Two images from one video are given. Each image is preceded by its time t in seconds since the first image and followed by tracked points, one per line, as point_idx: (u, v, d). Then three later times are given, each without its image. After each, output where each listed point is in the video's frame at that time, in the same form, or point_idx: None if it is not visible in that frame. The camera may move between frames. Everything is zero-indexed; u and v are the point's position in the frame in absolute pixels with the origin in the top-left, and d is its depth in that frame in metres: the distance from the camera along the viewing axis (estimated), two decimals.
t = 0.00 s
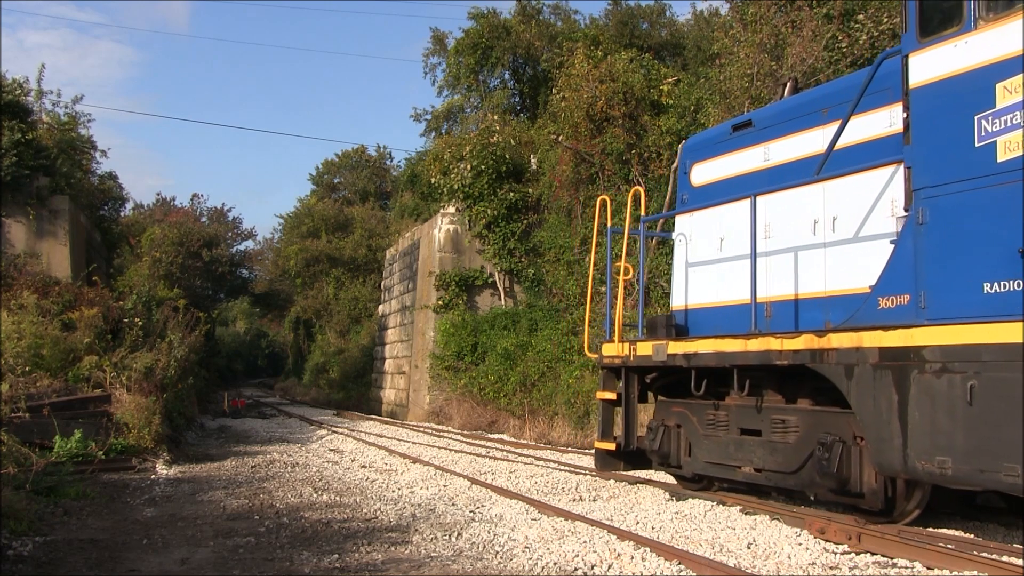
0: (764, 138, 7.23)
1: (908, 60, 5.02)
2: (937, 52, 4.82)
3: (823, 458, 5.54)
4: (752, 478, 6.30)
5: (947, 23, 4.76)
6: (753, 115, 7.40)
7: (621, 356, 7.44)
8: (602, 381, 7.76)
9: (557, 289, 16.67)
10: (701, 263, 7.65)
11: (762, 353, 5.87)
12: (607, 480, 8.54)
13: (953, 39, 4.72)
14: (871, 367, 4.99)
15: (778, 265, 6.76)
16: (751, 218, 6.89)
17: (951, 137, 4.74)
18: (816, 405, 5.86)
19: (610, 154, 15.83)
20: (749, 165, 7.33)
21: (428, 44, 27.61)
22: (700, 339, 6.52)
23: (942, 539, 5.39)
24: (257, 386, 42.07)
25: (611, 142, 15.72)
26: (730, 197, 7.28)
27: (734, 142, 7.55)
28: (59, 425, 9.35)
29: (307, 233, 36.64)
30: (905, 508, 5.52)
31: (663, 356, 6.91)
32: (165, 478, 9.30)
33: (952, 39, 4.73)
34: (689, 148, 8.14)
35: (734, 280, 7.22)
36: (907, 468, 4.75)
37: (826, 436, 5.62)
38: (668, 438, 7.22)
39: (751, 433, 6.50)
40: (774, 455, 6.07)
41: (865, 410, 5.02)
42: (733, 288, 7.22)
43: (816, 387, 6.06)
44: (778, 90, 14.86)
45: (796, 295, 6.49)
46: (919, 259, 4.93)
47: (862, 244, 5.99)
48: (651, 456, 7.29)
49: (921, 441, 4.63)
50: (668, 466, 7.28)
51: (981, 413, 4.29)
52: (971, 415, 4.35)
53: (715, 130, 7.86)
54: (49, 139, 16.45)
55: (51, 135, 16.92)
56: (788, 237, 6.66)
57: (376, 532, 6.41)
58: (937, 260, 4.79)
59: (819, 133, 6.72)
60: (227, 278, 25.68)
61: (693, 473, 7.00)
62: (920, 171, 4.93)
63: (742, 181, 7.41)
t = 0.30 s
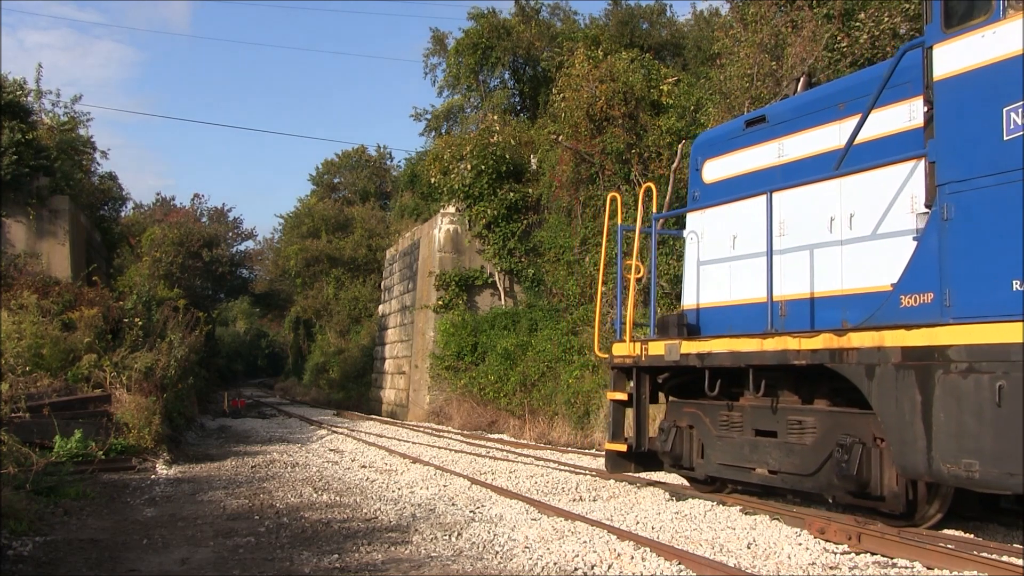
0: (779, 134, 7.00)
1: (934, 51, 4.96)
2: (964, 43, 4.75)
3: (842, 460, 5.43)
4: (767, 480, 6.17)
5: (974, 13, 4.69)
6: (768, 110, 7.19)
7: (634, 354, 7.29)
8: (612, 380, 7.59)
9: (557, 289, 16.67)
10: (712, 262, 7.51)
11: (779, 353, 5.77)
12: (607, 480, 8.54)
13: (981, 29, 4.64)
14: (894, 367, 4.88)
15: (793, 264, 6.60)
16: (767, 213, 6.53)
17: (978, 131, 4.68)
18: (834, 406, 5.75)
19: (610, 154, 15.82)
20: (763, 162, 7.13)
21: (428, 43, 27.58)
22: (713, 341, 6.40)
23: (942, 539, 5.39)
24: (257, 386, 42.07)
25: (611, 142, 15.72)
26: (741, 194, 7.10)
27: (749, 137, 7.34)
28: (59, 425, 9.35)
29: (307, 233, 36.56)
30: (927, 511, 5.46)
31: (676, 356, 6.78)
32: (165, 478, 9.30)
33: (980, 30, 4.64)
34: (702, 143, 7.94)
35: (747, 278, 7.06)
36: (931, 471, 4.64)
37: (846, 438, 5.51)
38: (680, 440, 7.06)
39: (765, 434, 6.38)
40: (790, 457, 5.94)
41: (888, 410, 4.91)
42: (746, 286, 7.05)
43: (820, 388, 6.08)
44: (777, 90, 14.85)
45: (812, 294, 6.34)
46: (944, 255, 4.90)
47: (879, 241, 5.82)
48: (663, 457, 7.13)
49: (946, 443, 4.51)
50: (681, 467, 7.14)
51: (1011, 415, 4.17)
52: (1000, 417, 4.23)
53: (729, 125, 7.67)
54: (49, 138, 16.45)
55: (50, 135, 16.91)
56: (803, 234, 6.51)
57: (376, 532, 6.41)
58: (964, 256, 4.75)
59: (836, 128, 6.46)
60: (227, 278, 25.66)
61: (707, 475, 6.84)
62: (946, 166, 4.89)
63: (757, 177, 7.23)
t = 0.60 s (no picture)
0: (794, 129, 6.87)
1: (959, 43, 4.76)
2: (991, 34, 4.53)
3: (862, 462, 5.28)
4: (782, 483, 6.03)
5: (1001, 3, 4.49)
6: (781, 106, 7.06)
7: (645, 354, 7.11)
8: (622, 381, 7.42)
9: (557, 289, 16.68)
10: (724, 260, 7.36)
11: (797, 352, 5.60)
12: (607, 480, 8.55)
13: (1010, 19, 4.42)
14: (917, 367, 4.73)
15: (810, 261, 6.51)
16: (784, 210, 6.32)
17: (1005, 124, 4.45)
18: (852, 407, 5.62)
19: (610, 154, 15.81)
20: (778, 158, 7.00)
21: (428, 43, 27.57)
22: (730, 340, 6.21)
23: (942, 539, 5.39)
24: (257, 386, 42.09)
25: (611, 142, 15.71)
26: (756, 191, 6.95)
27: (762, 133, 7.22)
28: (59, 425, 9.35)
29: (307, 233, 36.55)
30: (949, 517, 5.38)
31: (689, 357, 6.58)
32: (165, 478, 9.30)
33: (1009, 20, 4.43)
34: (713, 140, 7.81)
35: (760, 276, 6.92)
36: (957, 474, 4.47)
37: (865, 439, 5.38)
38: (692, 441, 6.93)
39: (780, 435, 6.25)
40: (807, 459, 5.81)
41: (912, 411, 4.76)
42: (760, 285, 6.91)
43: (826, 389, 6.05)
44: (777, 90, 14.84)
45: (828, 292, 6.25)
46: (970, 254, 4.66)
47: (899, 239, 5.72)
48: (675, 459, 6.99)
49: (973, 445, 4.35)
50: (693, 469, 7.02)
51: None
52: None
53: (741, 121, 7.54)
54: (49, 138, 16.45)
55: (50, 135, 16.91)
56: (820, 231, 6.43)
57: (376, 532, 6.41)
58: (991, 255, 4.51)
59: (853, 123, 6.34)
60: (227, 278, 25.66)
61: (719, 477, 6.73)
62: (971, 160, 4.66)
63: (770, 174, 7.10)
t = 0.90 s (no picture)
0: (808, 125, 6.81)
1: (983, 34, 4.73)
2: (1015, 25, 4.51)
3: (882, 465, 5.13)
4: (798, 485, 5.91)
5: None
6: (796, 101, 7.00)
7: (657, 353, 7.05)
8: (632, 381, 7.36)
9: (557, 289, 16.69)
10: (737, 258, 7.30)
11: (814, 351, 5.49)
12: (607, 480, 8.55)
13: None
14: (939, 367, 4.58)
15: (825, 260, 6.36)
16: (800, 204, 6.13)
17: None
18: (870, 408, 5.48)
19: (610, 153, 15.81)
20: (791, 154, 6.94)
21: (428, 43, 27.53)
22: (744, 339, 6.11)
23: (941, 539, 5.39)
24: (256, 386, 42.12)
25: (611, 142, 15.72)
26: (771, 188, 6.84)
27: (775, 129, 7.17)
28: (59, 425, 9.34)
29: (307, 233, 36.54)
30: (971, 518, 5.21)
31: (701, 356, 6.51)
32: (165, 478, 9.30)
33: None
34: (726, 137, 7.78)
35: (775, 274, 6.82)
36: (983, 477, 4.33)
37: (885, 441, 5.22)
38: (704, 442, 6.85)
39: (796, 436, 6.11)
40: (824, 460, 5.67)
41: (935, 412, 4.61)
42: (774, 283, 6.81)
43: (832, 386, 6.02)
44: (778, 90, 14.81)
45: (843, 290, 6.10)
46: (996, 250, 4.60)
47: (918, 236, 5.56)
48: (686, 460, 6.88)
49: (1000, 448, 4.20)
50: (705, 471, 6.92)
51: None
52: None
53: (754, 117, 7.50)
54: (49, 139, 16.45)
55: (51, 135, 16.91)
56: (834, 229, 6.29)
57: (376, 532, 6.41)
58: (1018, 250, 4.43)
59: (869, 118, 6.25)
60: (227, 278, 25.66)
61: (732, 478, 6.65)
62: (998, 154, 4.62)
63: (784, 171, 7.04)
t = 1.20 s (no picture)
0: (823, 121, 6.79)
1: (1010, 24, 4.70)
2: None
3: (902, 468, 5.08)
4: (813, 487, 5.87)
5: None
6: (809, 97, 6.99)
7: (668, 353, 7.04)
8: (642, 381, 7.38)
9: (557, 289, 16.69)
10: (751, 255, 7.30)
11: (831, 351, 5.44)
12: (607, 480, 8.55)
13: None
14: (962, 367, 4.53)
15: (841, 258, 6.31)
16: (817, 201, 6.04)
17: None
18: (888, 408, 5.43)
19: (610, 153, 15.82)
20: (805, 150, 6.93)
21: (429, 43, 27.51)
22: (759, 339, 6.07)
23: (941, 539, 5.39)
24: (256, 386, 42.13)
25: (611, 142, 15.72)
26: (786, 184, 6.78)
27: (789, 125, 7.16)
28: (59, 425, 9.34)
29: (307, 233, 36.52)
30: (994, 524, 5.20)
31: (714, 356, 6.48)
32: (165, 478, 9.30)
33: None
34: (738, 132, 7.77)
35: (790, 272, 6.80)
36: (1010, 479, 4.28)
37: (905, 443, 5.17)
38: (716, 443, 6.82)
39: (810, 437, 6.08)
40: (841, 462, 5.62)
41: (958, 414, 4.56)
42: (789, 281, 6.79)
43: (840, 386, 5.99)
44: (778, 90, 14.79)
45: (859, 289, 6.05)
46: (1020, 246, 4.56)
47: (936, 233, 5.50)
48: (698, 461, 6.86)
49: None
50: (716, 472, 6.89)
51: None
52: None
53: (767, 113, 7.49)
54: (49, 138, 16.46)
55: (51, 135, 16.91)
56: (850, 227, 6.25)
57: (376, 532, 6.41)
58: None
59: (886, 113, 6.22)
60: (227, 279, 25.65)
61: (744, 480, 6.61)
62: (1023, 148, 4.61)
63: (797, 167, 7.03)
